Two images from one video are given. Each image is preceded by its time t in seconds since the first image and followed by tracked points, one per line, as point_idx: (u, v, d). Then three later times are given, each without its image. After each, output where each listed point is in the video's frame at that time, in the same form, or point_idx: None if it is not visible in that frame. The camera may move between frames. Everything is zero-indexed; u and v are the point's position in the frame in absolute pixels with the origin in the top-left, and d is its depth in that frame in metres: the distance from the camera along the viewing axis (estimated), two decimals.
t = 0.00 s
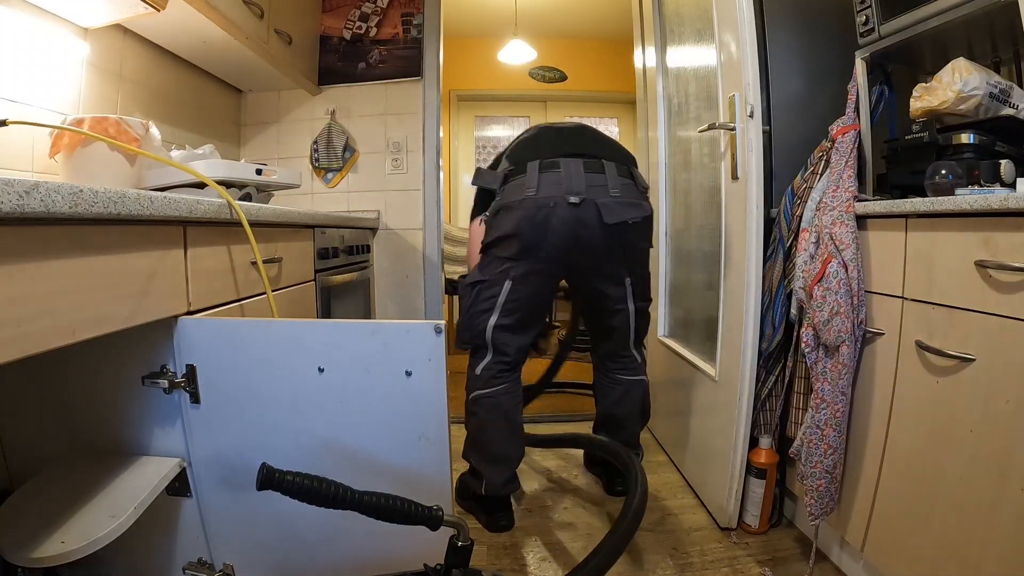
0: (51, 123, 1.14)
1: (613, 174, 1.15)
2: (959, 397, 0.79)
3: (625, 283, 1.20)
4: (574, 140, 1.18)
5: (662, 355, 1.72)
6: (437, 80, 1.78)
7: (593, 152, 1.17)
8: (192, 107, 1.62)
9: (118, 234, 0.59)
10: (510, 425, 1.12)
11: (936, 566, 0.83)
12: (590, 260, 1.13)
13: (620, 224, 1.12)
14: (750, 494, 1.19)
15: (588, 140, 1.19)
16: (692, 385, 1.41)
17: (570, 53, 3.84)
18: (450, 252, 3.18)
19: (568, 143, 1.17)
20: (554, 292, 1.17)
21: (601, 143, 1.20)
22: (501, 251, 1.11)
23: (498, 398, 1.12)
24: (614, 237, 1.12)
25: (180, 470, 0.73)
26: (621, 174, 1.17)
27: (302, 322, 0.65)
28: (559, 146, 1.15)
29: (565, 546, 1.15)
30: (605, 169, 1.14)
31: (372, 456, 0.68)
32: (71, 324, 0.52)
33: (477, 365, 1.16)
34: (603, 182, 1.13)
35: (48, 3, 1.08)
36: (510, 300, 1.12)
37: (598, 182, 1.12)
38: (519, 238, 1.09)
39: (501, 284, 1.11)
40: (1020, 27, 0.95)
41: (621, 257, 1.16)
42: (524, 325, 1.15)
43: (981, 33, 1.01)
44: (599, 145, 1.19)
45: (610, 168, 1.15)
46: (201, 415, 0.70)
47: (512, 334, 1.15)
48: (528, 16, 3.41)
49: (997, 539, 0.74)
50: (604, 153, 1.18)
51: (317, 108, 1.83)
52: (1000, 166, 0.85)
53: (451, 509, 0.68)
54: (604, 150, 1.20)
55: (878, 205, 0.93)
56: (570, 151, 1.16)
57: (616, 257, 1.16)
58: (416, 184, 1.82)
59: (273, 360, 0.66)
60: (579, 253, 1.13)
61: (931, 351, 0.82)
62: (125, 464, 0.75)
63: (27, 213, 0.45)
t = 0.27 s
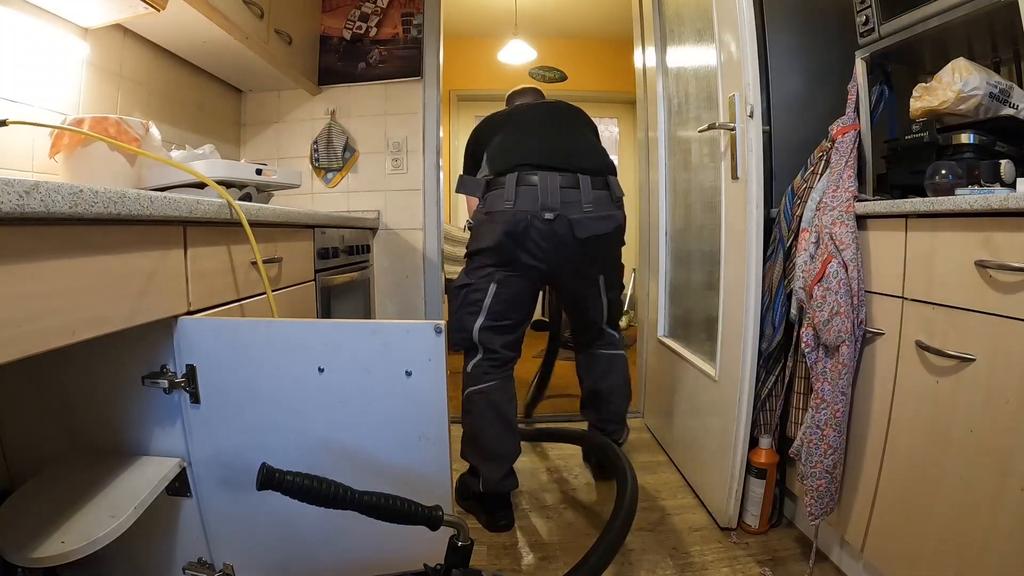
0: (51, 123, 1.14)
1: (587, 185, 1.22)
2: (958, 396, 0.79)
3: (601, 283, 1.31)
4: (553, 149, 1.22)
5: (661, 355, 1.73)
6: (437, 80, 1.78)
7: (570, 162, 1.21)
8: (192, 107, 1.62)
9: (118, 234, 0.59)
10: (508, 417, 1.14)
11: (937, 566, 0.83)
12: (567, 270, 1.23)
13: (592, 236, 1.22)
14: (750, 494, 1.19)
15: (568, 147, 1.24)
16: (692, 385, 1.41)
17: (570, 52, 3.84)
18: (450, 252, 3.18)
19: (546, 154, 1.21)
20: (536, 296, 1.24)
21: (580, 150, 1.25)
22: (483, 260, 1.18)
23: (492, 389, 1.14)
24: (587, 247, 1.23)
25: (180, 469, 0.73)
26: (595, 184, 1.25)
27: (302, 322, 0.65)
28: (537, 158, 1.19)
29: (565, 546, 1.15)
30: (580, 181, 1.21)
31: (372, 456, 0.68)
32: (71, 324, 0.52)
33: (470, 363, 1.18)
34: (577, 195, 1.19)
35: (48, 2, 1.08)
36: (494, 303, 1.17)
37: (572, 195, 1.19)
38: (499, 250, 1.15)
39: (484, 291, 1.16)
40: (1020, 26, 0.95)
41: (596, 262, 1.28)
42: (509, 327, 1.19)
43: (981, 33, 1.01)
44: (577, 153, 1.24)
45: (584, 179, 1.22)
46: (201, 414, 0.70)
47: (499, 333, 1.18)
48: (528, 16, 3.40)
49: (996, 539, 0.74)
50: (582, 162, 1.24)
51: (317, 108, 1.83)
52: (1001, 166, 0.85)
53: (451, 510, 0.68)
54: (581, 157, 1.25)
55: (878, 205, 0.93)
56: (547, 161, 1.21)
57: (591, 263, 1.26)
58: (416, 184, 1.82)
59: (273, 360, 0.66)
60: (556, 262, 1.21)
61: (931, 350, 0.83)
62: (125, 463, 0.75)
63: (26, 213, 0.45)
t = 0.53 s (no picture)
0: (51, 124, 1.14)
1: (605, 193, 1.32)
2: (958, 396, 0.79)
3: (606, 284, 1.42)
4: (576, 156, 1.31)
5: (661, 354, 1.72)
6: (437, 80, 1.78)
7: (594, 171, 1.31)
8: (192, 107, 1.62)
9: (117, 234, 0.59)
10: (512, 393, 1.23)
11: (937, 565, 0.83)
12: (579, 269, 1.32)
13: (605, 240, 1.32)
14: (749, 494, 1.19)
15: (589, 154, 1.33)
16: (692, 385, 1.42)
17: (570, 52, 3.84)
18: (450, 252, 3.18)
19: (571, 160, 1.30)
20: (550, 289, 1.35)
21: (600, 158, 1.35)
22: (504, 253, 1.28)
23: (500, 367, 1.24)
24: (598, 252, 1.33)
25: (180, 469, 0.73)
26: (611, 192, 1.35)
27: (303, 322, 0.65)
28: (563, 163, 1.28)
29: (565, 546, 1.15)
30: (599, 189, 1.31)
31: (372, 456, 0.68)
32: (71, 324, 0.52)
33: (481, 342, 1.25)
34: (597, 201, 1.29)
35: (48, 3, 1.08)
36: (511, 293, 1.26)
37: (592, 200, 1.28)
38: (525, 246, 1.25)
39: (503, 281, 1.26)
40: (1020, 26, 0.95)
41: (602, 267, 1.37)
42: (525, 314, 1.29)
43: (981, 33, 1.01)
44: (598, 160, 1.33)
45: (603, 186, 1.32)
46: (201, 414, 0.70)
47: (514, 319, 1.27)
48: (528, 16, 3.40)
49: (997, 539, 0.74)
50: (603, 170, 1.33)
51: (317, 108, 1.83)
52: (1001, 166, 0.85)
53: (451, 510, 0.68)
54: (601, 166, 1.36)
55: (878, 205, 0.93)
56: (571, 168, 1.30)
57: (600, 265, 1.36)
58: (416, 184, 1.82)
59: (273, 360, 0.66)
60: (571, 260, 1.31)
61: (930, 350, 0.83)
62: (125, 463, 0.75)
63: (27, 213, 0.45)
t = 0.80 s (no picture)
0: (51, 123, 1.14)
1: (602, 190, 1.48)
2: (958, 395, 0.79)
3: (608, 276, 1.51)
4: (576, 157, 1.48)
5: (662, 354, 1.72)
6: (437, 80, 1.78)
7: (589, 169, 1.46)
8: (193, 107, 1.62)
9: (117, 234, 0.59)
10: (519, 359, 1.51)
11: (937, 565, 0.83)
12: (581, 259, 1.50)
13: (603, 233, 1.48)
14: (750, 494, 1.19)
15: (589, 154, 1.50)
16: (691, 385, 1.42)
17: (570, 52, 3.84)
18: (450, 252, 3.18)
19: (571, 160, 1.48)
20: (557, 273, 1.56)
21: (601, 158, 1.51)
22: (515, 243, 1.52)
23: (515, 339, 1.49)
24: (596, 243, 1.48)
25: (180, 469, 0.73)
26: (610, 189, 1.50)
27: (303, 322, 0.65)
28: (564, 166, 1.46)
29: (565, 546, 1.15)
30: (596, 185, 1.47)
31: (373, 456, 0.68)
32: (71, 323, 0.52)
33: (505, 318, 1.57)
34: (594, 198, 1.46)
35: (47, 2, 1.08)
36: (524, 276, 1.55)
37: (586, 197, 1.45)
38: (531, 239, 1.47)
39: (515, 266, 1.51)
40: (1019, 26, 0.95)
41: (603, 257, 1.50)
42: (533, 295, 1.58)
43: (981, 33, 1.01)
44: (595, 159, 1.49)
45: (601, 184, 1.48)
46: (201, 414, 0.70)
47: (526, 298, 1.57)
48: (528, 16, 3.40)
49: (996, 538, 0.74)
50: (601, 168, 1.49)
51: (317, 108, 1.83)
52: (1001, 166, 0.85)
53: (451, 510, 0.68)
54: (603, 167, 1.51)
55: (878, 205, 0.93)
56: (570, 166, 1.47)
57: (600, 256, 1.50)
58: (416, 184, 1.82)
59: (273, 360, 0.66)
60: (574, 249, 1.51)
61: (930, 350, 0.83)
62: (125, 463, 0.75)
63: (27, 213, 0.45)
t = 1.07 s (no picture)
0: (51, 123, 1.14)
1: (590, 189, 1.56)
2: (958, 396, 0.79)
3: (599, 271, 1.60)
4: (568, 159, 1.58)
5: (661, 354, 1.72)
6: (437, 80, 1.78)
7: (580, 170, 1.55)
8: (193, 107, 1.62)
9: (117, 234, 0.59)
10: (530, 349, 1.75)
11: (936, 565, 0.83)
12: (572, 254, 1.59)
13: (593, 229, 1.55)
14: (750, 494, 1.19)
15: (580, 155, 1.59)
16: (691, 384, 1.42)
17: (570, 52, 3.84)
18: (450, 252, 3.18)
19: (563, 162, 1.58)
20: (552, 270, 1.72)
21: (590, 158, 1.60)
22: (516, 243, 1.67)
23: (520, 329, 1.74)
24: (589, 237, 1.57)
25: (180, 469, 0.73)
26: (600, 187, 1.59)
27: (303, 322, 0.65)
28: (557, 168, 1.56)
29: (565, 546, 1.15)
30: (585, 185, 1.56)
31: (373, 456, 0.68)
32: (71, 324, 0.52)
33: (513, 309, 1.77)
34: (583, 197, 1.55)
35: (48, 2, 1.08)
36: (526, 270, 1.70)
37: (579, 196, 1.54)
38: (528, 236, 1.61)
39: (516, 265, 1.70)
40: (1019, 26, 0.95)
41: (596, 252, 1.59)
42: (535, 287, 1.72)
43: (981, 33, 1.01)
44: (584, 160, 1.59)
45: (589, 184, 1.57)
46: (201, 414, 0.70)
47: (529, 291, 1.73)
48: (528, 16, 3.40)
49: (996, 539, 0.74)
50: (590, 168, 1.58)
51: (317, 108, 1.83)
52: (1001, 166, 0.85)
53: (450, 510, 0.68)
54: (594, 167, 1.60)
55: (878, 205, 0.93)
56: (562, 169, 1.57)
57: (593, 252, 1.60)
58: (416, 184, 1.82)
59: (273, 360, 0.66)
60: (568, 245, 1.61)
61: (930, 350, 0.83)
62: (125, 463, 0.75)
63: (27, 213, 0.45)
